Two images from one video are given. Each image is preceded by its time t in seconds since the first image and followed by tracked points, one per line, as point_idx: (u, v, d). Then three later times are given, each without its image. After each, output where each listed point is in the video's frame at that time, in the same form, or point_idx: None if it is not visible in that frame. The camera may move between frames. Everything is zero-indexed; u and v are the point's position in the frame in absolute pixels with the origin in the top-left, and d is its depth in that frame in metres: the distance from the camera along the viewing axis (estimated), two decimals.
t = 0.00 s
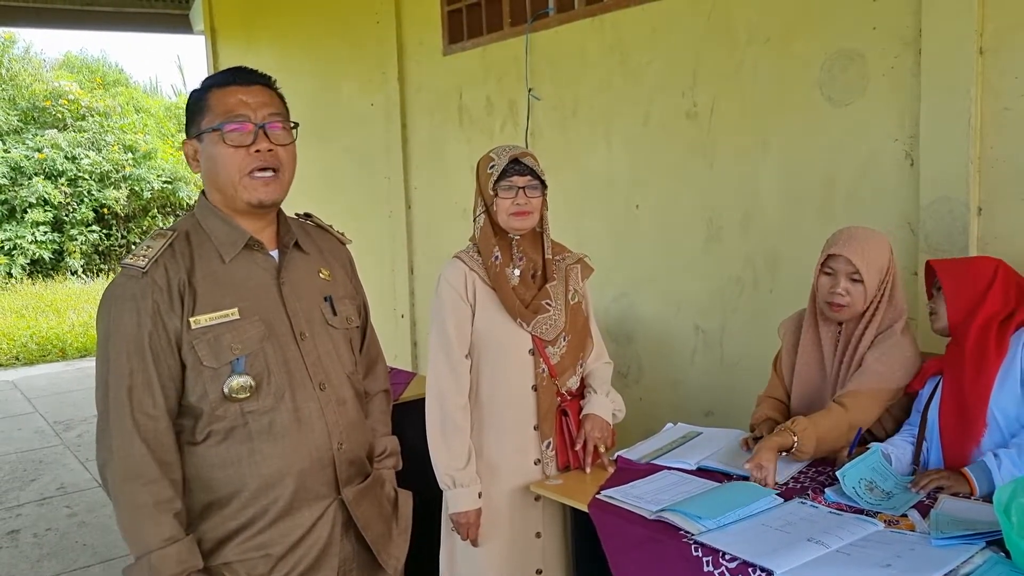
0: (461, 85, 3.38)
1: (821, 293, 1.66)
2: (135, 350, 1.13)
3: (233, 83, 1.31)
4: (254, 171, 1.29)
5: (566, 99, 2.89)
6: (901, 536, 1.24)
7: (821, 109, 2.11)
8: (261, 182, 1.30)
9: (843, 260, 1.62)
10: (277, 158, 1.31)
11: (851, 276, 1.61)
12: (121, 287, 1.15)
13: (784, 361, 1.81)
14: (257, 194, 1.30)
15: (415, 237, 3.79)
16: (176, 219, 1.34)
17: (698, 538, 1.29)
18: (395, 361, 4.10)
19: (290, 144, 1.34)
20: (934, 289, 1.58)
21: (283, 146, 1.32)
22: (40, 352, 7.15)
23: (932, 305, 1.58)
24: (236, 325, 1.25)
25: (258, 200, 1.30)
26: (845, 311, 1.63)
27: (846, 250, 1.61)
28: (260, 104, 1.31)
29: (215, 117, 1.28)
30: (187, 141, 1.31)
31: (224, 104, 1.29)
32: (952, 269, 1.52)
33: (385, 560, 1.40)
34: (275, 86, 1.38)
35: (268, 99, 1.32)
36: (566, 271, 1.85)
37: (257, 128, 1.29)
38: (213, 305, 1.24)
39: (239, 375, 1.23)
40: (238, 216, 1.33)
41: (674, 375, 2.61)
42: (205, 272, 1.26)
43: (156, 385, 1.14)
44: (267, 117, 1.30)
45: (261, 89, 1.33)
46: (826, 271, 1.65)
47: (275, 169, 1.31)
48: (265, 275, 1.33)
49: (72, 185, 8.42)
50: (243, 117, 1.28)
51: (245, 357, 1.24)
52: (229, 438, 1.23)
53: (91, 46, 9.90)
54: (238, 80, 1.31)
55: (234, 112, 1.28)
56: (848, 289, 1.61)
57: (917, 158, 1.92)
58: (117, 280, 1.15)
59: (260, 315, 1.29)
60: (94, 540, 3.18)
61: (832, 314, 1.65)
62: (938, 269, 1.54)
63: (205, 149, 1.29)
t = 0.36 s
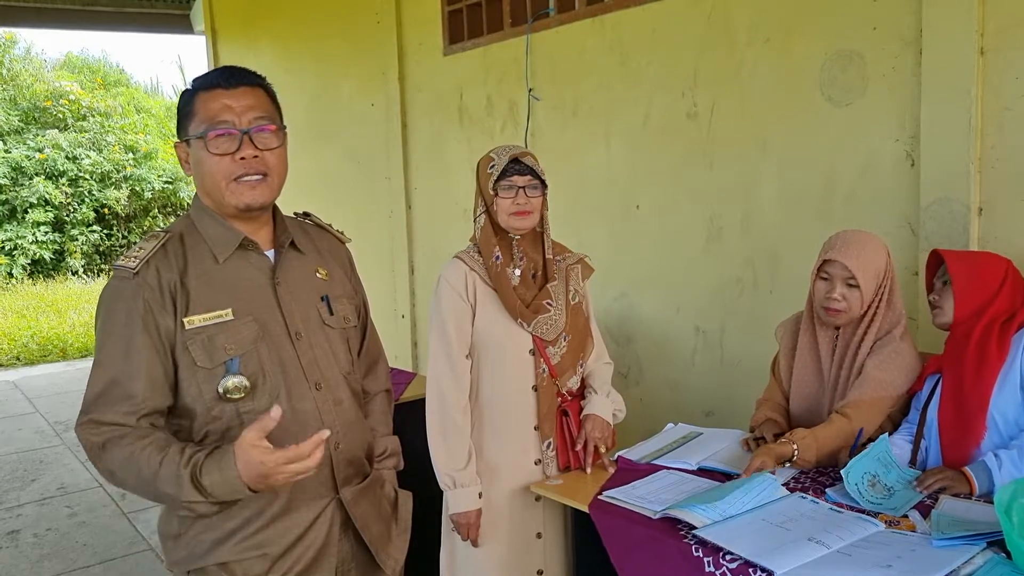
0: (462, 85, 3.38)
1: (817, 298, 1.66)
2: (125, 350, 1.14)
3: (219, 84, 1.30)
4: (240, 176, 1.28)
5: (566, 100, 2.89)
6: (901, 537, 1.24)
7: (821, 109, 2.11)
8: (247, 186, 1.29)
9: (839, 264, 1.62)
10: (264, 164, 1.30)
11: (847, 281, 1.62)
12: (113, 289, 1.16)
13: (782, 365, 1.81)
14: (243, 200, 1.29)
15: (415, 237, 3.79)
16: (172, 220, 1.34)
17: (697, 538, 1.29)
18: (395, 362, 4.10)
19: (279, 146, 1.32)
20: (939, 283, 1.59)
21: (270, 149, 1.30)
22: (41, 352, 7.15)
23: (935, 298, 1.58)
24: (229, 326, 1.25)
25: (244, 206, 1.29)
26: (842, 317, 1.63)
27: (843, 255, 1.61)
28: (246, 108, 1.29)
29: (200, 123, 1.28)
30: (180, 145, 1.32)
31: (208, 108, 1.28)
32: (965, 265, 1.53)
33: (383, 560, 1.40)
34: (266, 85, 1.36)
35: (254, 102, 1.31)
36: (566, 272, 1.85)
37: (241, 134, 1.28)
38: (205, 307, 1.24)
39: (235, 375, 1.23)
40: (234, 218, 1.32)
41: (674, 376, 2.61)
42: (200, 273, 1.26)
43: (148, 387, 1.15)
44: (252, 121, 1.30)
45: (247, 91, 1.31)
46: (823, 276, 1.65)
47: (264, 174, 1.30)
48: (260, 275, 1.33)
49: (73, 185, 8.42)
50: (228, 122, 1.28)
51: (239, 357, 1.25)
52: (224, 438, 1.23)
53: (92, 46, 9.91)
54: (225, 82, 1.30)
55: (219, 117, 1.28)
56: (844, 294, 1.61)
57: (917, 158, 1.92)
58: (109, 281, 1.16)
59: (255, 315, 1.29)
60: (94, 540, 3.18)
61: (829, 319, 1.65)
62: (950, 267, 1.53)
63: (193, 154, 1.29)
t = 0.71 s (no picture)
0: (462, 85, 3.38)
1: (817, 295, 1.67)
2: (126, 351, 1.14)
3: (216, 85, 1.30)
4: (237, 176, 1.28)
5: (566, 100, 2.89)
6: (902, 536, 1.24)
7: (821, 109, 2.12)
8: (244, 188, 1.29)
9: (838, 261, 1.63)
10: (261, 164, 1.30)
11: (846, 278, 1.62)
12: (116, 291, 1.16)
13: (784, 366, 1.82)
14: (240, 200, 1.29)
15: (416, 237, 3.79)
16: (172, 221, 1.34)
17: (698, 538, 1.30)
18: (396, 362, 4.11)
19: (277, 147, 1.32)
20: (947, 290, 1.57)
21: (267, 150, 1.30)
22: (42, 352, 7.16)
23: (947, 307, 1.57)
24: (230, 327, 1.26)
25: (242, 206, 1.30)
26: (840, 314, 1.63)
27: (843, 252, 1.62)
28: (243, 109, 1.30)
29: (197, 123, 1.28)
30: (178, 146, 1.32)
31: (206, 109, 1.28)
32: (975, 271, 1.52)
33: (383, 560, 1.41)
34: (264, 84, 1.36)
35: (251, 102, 1.31)
36: (567, 271, 1.85)
37: (238, 135, 1.28)
38: (206, 307, 1.25)
39: (235, 376, 1.23)
40: (233, 219, 1.33)
41: (674, 375, 2.61)
42: (200, 273, 1.27)
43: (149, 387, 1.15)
44: (250, 122, 1.30)
45: (244, 91, 1.31)
46: (823, 272, 1.66)
47: (260, 174, 1.30)
48: (260, 276, 1.33)
49: (73, 185, 8.43)
50: (225, 123, 1.28)
51: (240, 358, 1.25)
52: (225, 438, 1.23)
53: (93, 46, 9.92)
54: (222, 83, 1.30)
55: (217, 118, 1.28)
56: (842, 291, 1.62)
57: (918, 158, 1.92)
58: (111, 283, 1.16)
59: (255, 315, 1.29)
60: (96, 540, 3.18)
61: (827, 316, 1.65)
62: (963, 277, 1.52)
63: (191, 154, 1.29)
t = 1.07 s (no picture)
0: (462, 85, 3.38)
1: (818, 290, 1.66)
2: (127, 351, 1.13)
3: (216, 84, 1.30)
4: (235, 176, 1.28)
5: (566, 99, 2.89)
6: (900, 536, 1.24)
7: (821, 109, 2.12)
8: (241, 187, 1.29)
9: (844, 257, 1.62)
10: (259, 163, 1.30)
11: (849, 275, 1.62)
12: (115, 290, 1.16)
13: (781, 364, 1.82)
14: (239, 199, 1.29)
15: (415, 236, 3.79)
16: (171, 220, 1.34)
17: (698, 538, 1.29)
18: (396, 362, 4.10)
19: (276, 146, 1.32)
20: (959, 292, 1.53)
21: (267, 149, 1.30)
22: (41, 351, 7.16)
23: (958, 310, 1.53)
24: (230, 326, 1.26)
25: (240, 205, 1.30)
26: (839, 310, 1.62)
27: (850, 248, 1.62)
28: (242, 107, 1.30)
29: (197, 122, 1.28)
30: (177, 144, 1.32)
31: (205, 108, 1.28)
32: (988, 273, 1.48)
33: (381, 561, 1.41)
34: (263, 83, 1.36)
35: (251, 101, 1.31)
36: (566, 271, 1.85)
37: (236, 133, 1.28)
38: (206, 307, 1.25)
39: (235, 376, 1.24)
40: (233, 218, 1.33)
41: (674, 376, 2.61)
42: (199, 273, 1.27)
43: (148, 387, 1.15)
44: (248, 121, 1.30)
45: (244, 90, 1.31)
46: (826, 267, 1.66)
47: (259, 173, 1.30)
48: (260, 275, 1.33)
49: (73, 185, 8.43)
50: (223, 122, 1.28)
51: (239, 358, 1.25)
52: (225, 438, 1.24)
53: (93, 46, 9.91)
54: (222, 81, 1.30)
55: (216, 117, 1.28)
56: (844, 287, 1.61)
57: (918, 158, 1.92)
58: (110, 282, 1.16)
59: (255, 315, 1.29)
60: (95, 540, 3.18)
61: (826, 312, 1.65)
62: (977, 279, 1.48)
63: (190, 153, 1.30)
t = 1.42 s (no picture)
0: (462, 85, 3.38)
1: (819, 294, 1.66)
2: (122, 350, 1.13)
3: (224, 84, 1.29)
4: (242, 177, 1.29)
5: (567, 99, 2.89)
6: (902, 537, 1.24)
7: (822, 109, 2.12)
8: (249, 190, 1.29)
9: (845, 261, 1.62)
10: (269, 165, 1.30)
11: (851, 278, 1.62)
12: (115, 288, 1.15)
13: (781, 365, 1.82)
14: (246, 201, 1.29)
15: (415, 236, 3.79)
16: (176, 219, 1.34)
17: (699, 539, 1.29)
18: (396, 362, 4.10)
19: (285, 147, 1.32)
20: (965, 294, 1.52)
21: (275, 150, 1.30)
22: (41, 351, 7.16)
23: (963, 312, 1.52)
24: (234, 328, 1.26)
25: (247, 207, 1.30)
26: (841, 314, 1.62)
27: (850, 251, 1.61)
28: (251, 108, 1.29)
29: (205, 121, 1.28)
30: (184, 142, 1.31)
31: (213, 108, 1.28)
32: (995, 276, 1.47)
33: (388, 559, 1.41)
34: (272, 83, 1.36)
35: (260, 101, 1.31)
36: (567, 271, 1.85)
37: (247, 134, 1.28)
38: (211, 308, 1.25)
39: (239, 378, 1.24)
40: (239, 219, 1.33)
41: (674, 376, 2.61)
42: (204, 273, 1.26)
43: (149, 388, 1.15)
44: (258, 121, 1.29)
45: (255, 90, 1.31)
46: (828, 270, 1.66)
47: (266, 175, 1.30)
48: (265, 275, 1.33)
49: (73, 185, 8.42)
50: (232, 122, 1.28)
51: (243, 359, 1.25)
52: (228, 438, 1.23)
53: (92, 45, 9.91)
54: (230, 81, 1.30)
55: (224, 117, 1.28)
56: (846, 291, 1.61)
57: (918, 158, 1.92)
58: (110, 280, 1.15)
59: (260, 316, 1.29)
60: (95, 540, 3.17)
61: (827, 316, 1.65)
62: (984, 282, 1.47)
63: (197, 152, 1.29)
